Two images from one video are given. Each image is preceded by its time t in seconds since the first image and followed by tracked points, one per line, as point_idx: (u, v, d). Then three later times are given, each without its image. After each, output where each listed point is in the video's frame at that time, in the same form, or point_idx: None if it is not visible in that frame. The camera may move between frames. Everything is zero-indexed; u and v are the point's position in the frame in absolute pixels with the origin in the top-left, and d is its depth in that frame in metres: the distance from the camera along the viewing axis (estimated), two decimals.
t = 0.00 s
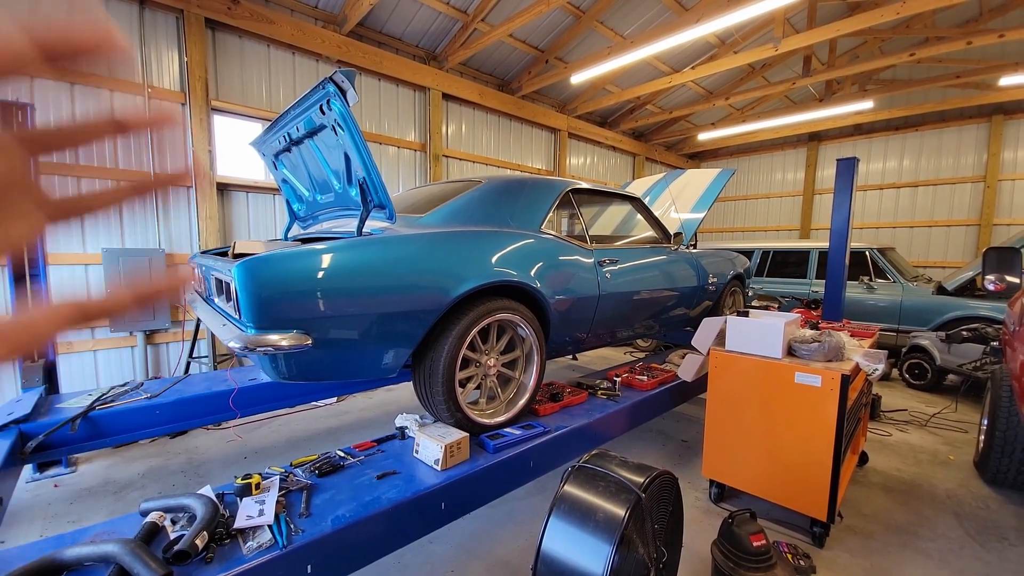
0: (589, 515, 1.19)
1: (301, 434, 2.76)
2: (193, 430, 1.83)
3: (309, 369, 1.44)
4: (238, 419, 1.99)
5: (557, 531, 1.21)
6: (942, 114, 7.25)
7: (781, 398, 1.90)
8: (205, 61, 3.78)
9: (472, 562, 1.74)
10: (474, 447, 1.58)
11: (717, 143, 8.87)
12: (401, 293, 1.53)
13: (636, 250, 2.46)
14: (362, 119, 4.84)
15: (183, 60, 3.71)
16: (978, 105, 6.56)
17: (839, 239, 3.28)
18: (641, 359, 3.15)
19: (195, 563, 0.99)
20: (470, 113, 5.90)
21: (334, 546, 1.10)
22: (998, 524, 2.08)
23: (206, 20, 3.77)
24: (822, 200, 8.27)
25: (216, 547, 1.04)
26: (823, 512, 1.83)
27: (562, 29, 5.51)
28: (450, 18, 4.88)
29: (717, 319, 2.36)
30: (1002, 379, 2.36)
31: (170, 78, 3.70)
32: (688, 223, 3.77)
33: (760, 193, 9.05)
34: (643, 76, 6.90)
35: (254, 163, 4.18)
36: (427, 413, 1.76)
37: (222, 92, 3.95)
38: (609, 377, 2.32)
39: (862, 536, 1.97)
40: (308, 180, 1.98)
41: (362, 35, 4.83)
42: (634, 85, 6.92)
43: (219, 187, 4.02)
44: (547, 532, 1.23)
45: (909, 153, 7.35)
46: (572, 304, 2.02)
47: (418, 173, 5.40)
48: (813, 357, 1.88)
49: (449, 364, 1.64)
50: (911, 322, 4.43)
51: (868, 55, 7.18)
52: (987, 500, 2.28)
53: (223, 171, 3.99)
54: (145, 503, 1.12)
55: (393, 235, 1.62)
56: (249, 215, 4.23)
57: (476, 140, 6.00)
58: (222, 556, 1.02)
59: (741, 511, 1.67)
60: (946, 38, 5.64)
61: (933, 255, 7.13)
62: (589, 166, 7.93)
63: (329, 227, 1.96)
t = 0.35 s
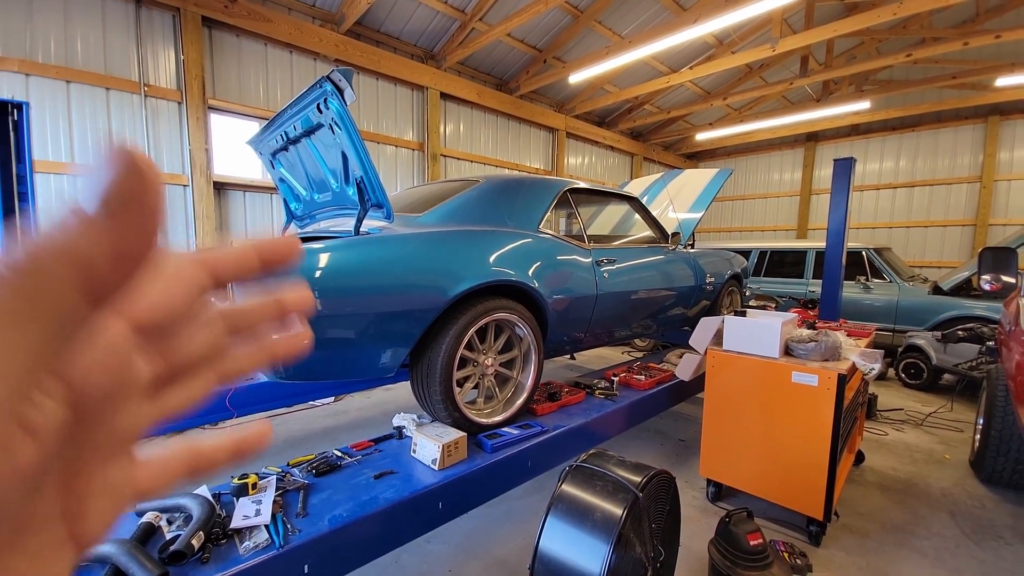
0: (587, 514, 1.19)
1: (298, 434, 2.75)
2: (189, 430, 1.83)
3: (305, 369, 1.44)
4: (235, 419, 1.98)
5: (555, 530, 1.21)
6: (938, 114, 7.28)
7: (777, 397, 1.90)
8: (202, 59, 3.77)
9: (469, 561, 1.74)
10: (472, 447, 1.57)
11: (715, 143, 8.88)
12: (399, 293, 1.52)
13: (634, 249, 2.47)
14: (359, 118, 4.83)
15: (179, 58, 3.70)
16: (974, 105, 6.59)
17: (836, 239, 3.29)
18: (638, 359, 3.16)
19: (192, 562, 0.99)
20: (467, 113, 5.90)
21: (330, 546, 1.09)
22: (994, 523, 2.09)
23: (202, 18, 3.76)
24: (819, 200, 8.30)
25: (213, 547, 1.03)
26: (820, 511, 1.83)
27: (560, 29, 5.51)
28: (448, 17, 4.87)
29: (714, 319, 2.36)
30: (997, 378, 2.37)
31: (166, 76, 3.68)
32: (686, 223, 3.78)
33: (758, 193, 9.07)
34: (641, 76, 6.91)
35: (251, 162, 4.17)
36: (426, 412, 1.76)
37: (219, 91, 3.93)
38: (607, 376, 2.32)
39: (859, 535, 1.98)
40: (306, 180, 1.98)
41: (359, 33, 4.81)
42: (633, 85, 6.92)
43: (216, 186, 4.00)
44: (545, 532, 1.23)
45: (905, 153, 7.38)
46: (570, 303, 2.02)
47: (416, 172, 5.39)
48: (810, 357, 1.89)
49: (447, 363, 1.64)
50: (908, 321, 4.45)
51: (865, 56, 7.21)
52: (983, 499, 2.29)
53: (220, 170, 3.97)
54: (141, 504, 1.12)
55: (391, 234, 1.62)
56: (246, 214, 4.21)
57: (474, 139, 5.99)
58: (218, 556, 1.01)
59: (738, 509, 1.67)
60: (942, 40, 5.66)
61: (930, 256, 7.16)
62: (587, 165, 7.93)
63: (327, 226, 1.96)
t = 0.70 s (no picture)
0: (588, 512, 1.19)
1: (299, 433, 2.76)
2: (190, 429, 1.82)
3: (306, 367, 1.43)
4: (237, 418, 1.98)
5: (556, 529, 1.21)
6: (940, 112, 7.25)
7: (778, 395, 1.90)
8: (202, 58, 3.77)
9: (470, 559, 1.75)
10: (473, 445, 1.58)
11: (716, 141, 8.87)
12: (400, 291, 1.52)
13: (635, 248, 2.46)
14: (360, 117, 4.82)
15: (180, 57, 3.69)
16: (976, 102, 6.56)
17: (837, 238, 3.28)
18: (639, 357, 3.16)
19: (194, 561, 0.99)
20: (468, 111, 5.89)
21: (331, 545, 1.10)
22: (995, 521, 2.09)
23: (202, 17, 3.75)
24: (820, 199, 8.28)
25: (215, 546, 1.04)
26: (821, 509, 1.83)
27: (560, 27, 5.49)
28: (448, 15, 4.87)
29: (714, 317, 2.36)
30: (998, 376, 2.37)
31: (167, 76, 3.68)
32: (686, 222, 3.78)
33: (759, 191, 9.05)
34: (642, 74, 6.89)
35: (252, 160, 4.17)
36: (426, 411, 1.76)
37: (219, 89, 3.93)
38: (607, 374, 2.32)
39: (859, 532, 1.98)
40: (306, 178, 1.98)
41: (359, 31, 4.80)
42: (633, 83, 6.90)
43: (217, 185, 4.00)
44: (546, 530, 1.23)
45: (907, 151, 7.36)
46: (570, 302, 2.02)
47: (416, 170, 5.38)
48: (811, 355, 1.89)
49: (447, 362, 1.64)
50: (909, 320, 4.44)
51: (866, 53, 7.18)
52: (985, 497, 2.29)
53: (220, 169, 3.97)
54: (143, 502, 1.12)
55: (392, 233, 1.62)
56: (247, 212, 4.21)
57: (474, 137, 5.99)
58: (220, 554, 1.01)
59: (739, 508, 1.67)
60: (945, 37, 5.63)
61: (931, 254, 7.14)
62: (588, 164, 7.92)
63: (327, 225, 1.96)
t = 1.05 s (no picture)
0: (587, 509, 1.19)
1: (300, 429, 2.76)
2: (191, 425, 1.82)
3: (305, 363, 1.43)
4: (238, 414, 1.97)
5: (555, 526, 1.21)
6: (942, 111, 7.24)
7: (778, 394, 1.90)
8: (202, 54, 3.75)
9: (469, 555, 1.75)
10: (472, 442, 1.58)
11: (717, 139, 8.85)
12: (400, 288, 1.52)
13: (635, 246, 2.46)
14: (360, 114, 4.82)
15: (180, 53, 3.69)
16: (979, 101, 6.55)
17: (838, 236, 3.28)
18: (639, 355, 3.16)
19: (194, 556, 0.99)
20: (469, 108, 5.87)
21: (332, 541, 1.10)
22: (994, 519, 2.10)
23: (202, 13, 3.74)
24: (821, 197, 8.27)
25: (215, 541, 1.04)
26: (820, 507, 1.84)
27: (561, 24, 5.47)
28: (449, 12, 4.85)
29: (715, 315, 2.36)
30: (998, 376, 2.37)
31: (166, 71, 3.67)
32: (687, 220, 3.77)
33: (760, 190, 9.04)
34: (643, 72, 6.87)
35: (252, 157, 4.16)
36: (426, 408, 1.76)
37: (219, 85, 3.92)
38: (607, 372, 2.32)
39: (858, 530, 1.99)
40: (306, 175, 1.98)
41: (360, 28, 4.79)
42: (634, 80, 6.88)
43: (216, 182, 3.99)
44: (545, 527, 1.23)
45: (908, 150, 7.35)
46: (571, 299, 2.02)
47: (417, 167, 5.38)
48: (811, 353, 1.89)
49: (447, 359, 1.64)
50: (909, 319, 4.44)
51: (868, 52, 7.16)
52: (983, 496, 2.30)
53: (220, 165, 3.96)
54: (143, 497, 1.12)
55: (392, 230, 1.62)
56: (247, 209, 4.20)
57: (475, 135, 5.97)
58: (221, 550, 1.01)
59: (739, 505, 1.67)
60: (947, 35, 5.61)
61: (932, 253, 7.13)
62: (588, 161, 7.91)
63: (328, 222, 1.96)
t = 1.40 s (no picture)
0: (584, 509, 1.19)
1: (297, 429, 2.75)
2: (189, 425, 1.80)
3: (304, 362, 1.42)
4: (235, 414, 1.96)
5: (553, 526, 1.22)
6: (940, 111, 7.26)
7: (775, 393, 1.91)
8: (200, 52, 3.74)
9: (467, 555, 1.76)
10: (471, 441, 1.58)
11: (715, 139, 8.86)
12: (399, 287, 1.52)
13: (634, 245, 2.46)
14: (359, 113, 4.81)
15: (177, 51, 3.67)
16: (976, 102, 6.56)
17: (836, 236, 3.29)
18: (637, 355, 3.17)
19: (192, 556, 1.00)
20: (467, 108, 5.87)
21: (329, 540, 1.10)
22: (991, 519, 2.10)
23: (200, 11, 3.73)
24: (819, 197, 8.29)
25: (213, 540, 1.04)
26: (817, 507, 1.84)
27: (560, 23, 5.47)
28: (448, 11, 4.85)
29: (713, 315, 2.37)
30: (995, 376, 2.38)
31: (164, 70, 3.66)
32: (686, 220, 3.78)
33: (758, 190, 9.07)
34: (641, 71, 6.87)
35: (250, 156, 4.16)
36: (424, 407, 1.76)
37: (217, 84, 3.91)
38: (606, 372, 2.33)
39: (855, 529, 1.99)
40: (304, 174, 1.97)
41: (358, 27, 4.78)
42: (633, 81, 6.88)
43: (214, 181, 3.98)
44: (543, 527, 1.23)
45: (906, 150, 7.37)
46: (569, 299, 2.02)
47: (415, 167, 5.37)
48: (809, 353, 1.89)
49: (446, 358, 1.64)
50: (906, 319, 4.46)
51: (867, 52, 7.18)
52: (980, 495, 2.31)
53: (218, 164, 3.95)
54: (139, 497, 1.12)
55: (390, 230, 1.62)
56: (245, 207, 4.20)
57: (474, 134, 5.97)
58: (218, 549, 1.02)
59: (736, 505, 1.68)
60: (945, 36, 5.63)
61: (929, 253, 7.16)
62: (587, 161, 7.91)
63: (326, 221, 1.95)
